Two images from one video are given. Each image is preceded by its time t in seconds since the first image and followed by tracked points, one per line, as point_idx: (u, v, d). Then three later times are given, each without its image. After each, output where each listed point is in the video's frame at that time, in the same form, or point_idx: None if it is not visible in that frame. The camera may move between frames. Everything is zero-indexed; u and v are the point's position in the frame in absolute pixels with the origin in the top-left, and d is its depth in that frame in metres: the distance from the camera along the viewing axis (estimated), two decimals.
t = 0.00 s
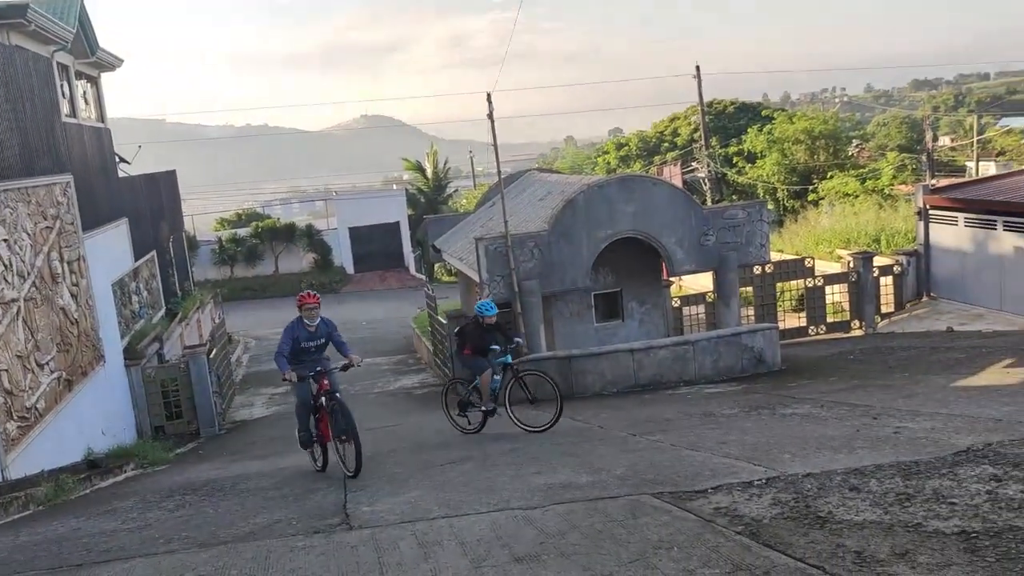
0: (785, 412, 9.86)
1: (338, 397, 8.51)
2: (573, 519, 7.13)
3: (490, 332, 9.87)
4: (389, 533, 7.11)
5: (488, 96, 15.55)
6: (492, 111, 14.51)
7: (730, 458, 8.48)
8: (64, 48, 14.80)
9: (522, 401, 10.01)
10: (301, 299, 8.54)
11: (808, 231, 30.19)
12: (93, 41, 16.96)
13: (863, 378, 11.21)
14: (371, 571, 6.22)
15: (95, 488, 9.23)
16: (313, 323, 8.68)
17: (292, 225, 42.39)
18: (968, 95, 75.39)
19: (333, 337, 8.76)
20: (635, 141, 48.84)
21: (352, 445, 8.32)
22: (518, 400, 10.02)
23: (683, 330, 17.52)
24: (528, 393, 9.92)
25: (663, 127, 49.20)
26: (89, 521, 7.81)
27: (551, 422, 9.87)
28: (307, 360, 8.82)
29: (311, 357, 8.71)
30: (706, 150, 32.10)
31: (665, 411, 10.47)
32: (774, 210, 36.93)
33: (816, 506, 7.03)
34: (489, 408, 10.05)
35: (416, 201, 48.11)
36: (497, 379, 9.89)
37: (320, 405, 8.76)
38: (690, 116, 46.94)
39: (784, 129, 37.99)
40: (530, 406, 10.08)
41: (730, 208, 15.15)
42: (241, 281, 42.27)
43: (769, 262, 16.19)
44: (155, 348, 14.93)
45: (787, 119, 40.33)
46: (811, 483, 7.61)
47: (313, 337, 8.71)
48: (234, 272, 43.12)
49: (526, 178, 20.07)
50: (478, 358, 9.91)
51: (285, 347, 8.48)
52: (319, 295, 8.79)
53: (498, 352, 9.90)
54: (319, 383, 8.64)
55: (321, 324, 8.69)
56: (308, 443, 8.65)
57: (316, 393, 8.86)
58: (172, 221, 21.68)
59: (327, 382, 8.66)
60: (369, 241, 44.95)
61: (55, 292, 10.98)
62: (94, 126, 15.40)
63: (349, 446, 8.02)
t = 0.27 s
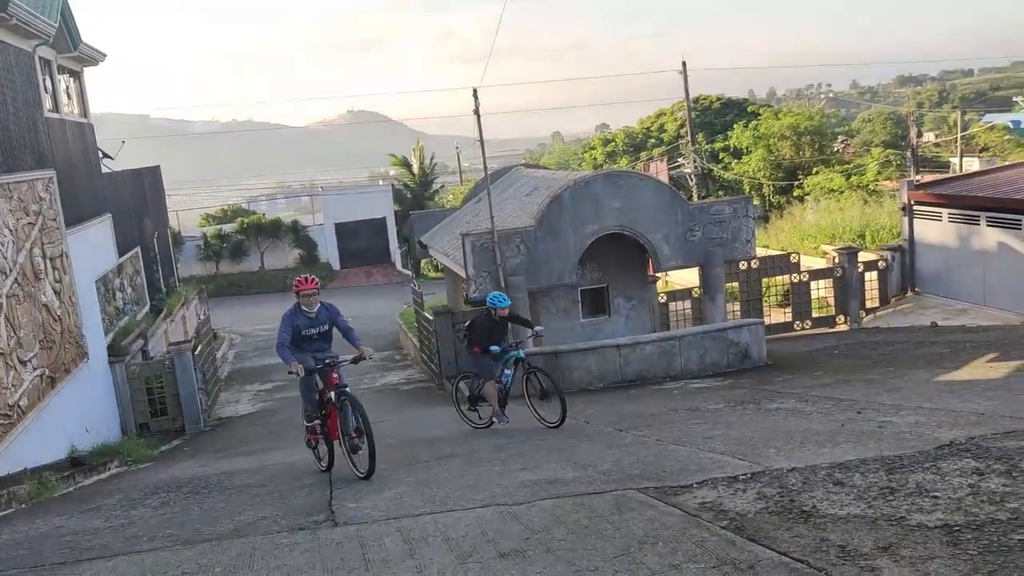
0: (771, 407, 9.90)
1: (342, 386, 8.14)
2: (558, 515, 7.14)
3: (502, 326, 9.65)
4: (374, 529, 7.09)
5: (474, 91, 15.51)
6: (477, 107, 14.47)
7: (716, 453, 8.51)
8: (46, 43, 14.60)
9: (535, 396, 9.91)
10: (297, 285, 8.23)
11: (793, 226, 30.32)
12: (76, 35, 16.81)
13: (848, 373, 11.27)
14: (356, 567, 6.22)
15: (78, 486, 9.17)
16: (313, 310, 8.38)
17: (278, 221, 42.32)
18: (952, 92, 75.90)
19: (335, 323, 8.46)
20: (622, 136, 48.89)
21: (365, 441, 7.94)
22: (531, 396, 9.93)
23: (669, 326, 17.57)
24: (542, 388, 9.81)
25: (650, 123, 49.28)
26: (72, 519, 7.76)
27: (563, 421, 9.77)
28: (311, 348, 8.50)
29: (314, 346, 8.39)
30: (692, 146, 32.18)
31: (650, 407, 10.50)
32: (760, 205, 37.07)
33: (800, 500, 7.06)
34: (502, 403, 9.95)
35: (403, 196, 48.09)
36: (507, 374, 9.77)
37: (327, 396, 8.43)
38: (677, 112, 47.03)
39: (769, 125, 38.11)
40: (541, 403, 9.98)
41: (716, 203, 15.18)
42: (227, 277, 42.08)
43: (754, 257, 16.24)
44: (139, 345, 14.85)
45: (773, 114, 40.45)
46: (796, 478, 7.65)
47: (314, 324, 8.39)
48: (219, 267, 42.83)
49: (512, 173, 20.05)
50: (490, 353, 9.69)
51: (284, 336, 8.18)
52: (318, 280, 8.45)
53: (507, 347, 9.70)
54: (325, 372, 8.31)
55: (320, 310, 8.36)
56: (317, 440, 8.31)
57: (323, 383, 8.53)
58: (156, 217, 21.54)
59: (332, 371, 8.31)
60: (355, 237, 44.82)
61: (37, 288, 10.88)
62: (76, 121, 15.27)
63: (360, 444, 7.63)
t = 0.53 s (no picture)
0: (757, 402, 9.95)
1: (356, 384, 7.61)
2: (546, 510, 7.16)
3: (514, 318, 9.55)
4: (362, 526, 7.09)
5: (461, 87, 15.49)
6: (465, 103, 14.47)
7: (703, 448, 8.55)
8: (30, 37, 14.45)
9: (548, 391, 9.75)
10: (296, 276, 7.55)
11: (780, 222, 30.44)
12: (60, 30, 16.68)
13: (834, 368, 11.34)
14: (343, 564, 6.22)
15: (64, 483, 9.13)
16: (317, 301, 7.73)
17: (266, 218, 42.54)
18: (937, 88, 76.40)
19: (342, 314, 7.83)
20: (610, 133, 48.96)
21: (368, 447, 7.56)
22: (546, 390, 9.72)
23: (657, 322, 17.62)
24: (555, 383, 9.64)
25: (637, 119, 49.38)
26: (58, 517, 7.72)
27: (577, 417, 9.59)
28: (320, 341, 7.92)
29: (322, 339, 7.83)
30: (679, 142, 32.27)
31: (638, 402, 10.54)
32: (747, 201, 37.21)
33: (787, 495, 7.10)
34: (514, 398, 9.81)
35: (391, 192, 48.04)
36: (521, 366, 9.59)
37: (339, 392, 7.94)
38: (665, 108, 47.14)
39: (756, 121, 38.24)
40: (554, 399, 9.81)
41: (704, 199, 15.23)
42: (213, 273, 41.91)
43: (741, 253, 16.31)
44: (125, 342, 14.77)
45: (760, 111, 40.59)
46: (782, 472, 7.69)
47: (319, 316, 7.77)
48: (206, 264, 42.64)
49: (500, 170, 20.04)
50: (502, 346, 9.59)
51: (288, 332, 7.58)
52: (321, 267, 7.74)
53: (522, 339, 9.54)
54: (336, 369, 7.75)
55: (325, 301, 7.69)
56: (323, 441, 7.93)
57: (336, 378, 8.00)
58: (141, 213, 21.42)
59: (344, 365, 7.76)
60: (342, 233, 44.72)
61: (22, 285, 10.78)
62: (61, 116, 15.17)
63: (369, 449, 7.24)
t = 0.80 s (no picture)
0: (744, 398, 10.00)
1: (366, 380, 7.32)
2: (534, 506, 7.17)
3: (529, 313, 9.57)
4: (349, 522, 7.09)
5: (448, 84, 15.46)
6: (452, 99, 14.45)
7: (690, 443, 8.59)
8: (14, 33, 14.35)
9: (565, 387, 9.66)
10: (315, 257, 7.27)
11: (767, 218, 30.55)
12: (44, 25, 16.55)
13: (820, 364, 11.41)
14: (331, 561, 6.22)
15: (50, 481, 9.08)
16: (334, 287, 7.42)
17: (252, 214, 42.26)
18: (923, 85, 76.83)
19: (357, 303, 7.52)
20: (597, 129, 49.02)
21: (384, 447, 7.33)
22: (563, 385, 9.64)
23: (645, 318, 17.67)
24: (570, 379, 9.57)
25: (625, 115, 49.46)
26: (43, 515, 7.68)
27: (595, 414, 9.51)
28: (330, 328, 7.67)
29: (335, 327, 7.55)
30: (666, 138, 32.33)
31: (626, 398, 10.57)
32: (734, 197, 37.35)
33: (773, 490, 7.14)
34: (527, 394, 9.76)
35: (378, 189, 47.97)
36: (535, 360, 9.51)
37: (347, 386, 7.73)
38: (652, 105, 47.23)
39: (743, 117, 38.36)
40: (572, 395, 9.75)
41: (691, 196, 15.27)
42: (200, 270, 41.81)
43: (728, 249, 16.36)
44: (111, 339, 14.70)
45: (747, 107, 40.73)
46: (769, 468, 7.73)
47: (333, 303, 7.50)
48: (192, 262, 42.49)
49: (488, 166, 20.04)
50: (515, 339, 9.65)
51: (299, 315, 7.32)
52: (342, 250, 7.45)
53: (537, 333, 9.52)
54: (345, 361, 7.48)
55: (341, 287, 7.43)
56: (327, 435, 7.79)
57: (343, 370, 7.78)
58: (127, 210, 21.29)
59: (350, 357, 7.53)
60: (329, 230, 44.64)
61: (7, 282, 10.67)
62: (45, 113, 15.05)
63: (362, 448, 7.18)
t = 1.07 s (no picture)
0: (729, 394, 10.05)
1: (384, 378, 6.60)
2: (520, 503, 7.18)
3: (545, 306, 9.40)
4: (335, 520, 7.07)
5: (434, 80, 15.45)
6: (438, 96, 14.44)
7: (675, 439, 8.62)
8: None
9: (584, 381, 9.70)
10: (322, 238, 6.64)
11: (753, 214, 30.65)
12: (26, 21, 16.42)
13: (805, 360, 11.47)
14: (316, 559, 6.21)
15: (33, 480, 9.01)
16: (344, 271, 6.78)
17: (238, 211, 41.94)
18: (907, 82, 77.30)
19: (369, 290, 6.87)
20: (584, 126, 49.09)
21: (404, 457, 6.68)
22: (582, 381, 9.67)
23: (631, 315, 17.71)
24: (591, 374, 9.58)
25: (611, 113, 49.57)
26: (25, 515, 7.62)
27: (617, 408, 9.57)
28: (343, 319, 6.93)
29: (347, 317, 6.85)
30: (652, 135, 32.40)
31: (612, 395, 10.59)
32: (719, 194, 37.49)
33: (758, 485, 7.18)
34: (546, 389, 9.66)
35: (364, 186, 47.88)
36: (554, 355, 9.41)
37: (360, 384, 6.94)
38: (638, 102, 47.34)
39: (729, 115, 38.49)
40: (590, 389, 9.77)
41: (676, 193, 15.32)
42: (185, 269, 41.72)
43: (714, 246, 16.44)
44: (94, 337, 14.60)
45: (732, 104, 40.89)
46: (754, 463, 7.77)
47: (345, 288, 6.79)
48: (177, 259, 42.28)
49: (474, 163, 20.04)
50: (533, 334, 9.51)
51: (308, 302, 6.61)
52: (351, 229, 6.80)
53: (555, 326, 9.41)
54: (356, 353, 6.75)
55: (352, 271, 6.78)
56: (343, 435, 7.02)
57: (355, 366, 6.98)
58: (110, 207, 21.14)
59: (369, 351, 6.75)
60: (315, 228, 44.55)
61: None
62: (27, 109, 14.93)
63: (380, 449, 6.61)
